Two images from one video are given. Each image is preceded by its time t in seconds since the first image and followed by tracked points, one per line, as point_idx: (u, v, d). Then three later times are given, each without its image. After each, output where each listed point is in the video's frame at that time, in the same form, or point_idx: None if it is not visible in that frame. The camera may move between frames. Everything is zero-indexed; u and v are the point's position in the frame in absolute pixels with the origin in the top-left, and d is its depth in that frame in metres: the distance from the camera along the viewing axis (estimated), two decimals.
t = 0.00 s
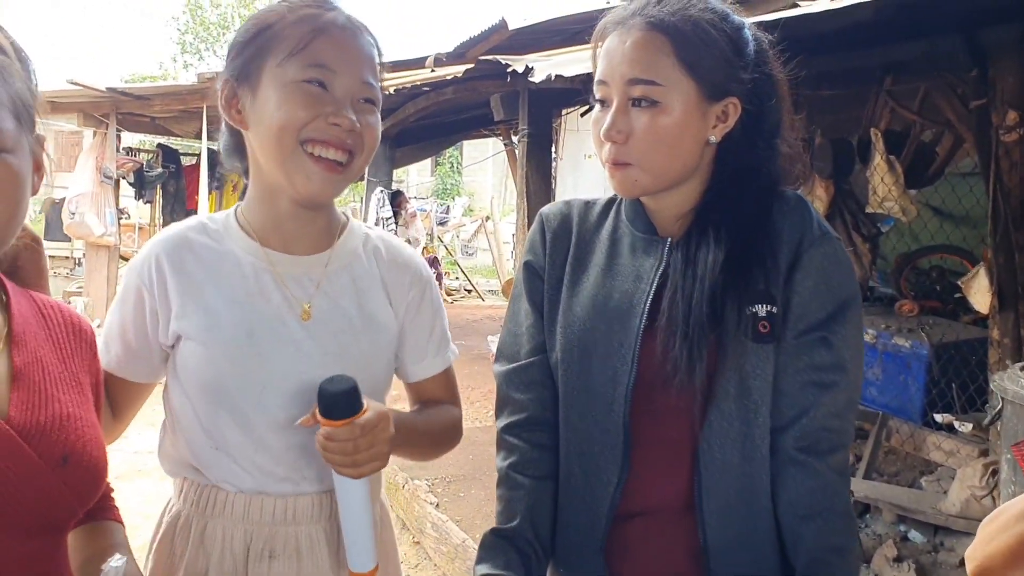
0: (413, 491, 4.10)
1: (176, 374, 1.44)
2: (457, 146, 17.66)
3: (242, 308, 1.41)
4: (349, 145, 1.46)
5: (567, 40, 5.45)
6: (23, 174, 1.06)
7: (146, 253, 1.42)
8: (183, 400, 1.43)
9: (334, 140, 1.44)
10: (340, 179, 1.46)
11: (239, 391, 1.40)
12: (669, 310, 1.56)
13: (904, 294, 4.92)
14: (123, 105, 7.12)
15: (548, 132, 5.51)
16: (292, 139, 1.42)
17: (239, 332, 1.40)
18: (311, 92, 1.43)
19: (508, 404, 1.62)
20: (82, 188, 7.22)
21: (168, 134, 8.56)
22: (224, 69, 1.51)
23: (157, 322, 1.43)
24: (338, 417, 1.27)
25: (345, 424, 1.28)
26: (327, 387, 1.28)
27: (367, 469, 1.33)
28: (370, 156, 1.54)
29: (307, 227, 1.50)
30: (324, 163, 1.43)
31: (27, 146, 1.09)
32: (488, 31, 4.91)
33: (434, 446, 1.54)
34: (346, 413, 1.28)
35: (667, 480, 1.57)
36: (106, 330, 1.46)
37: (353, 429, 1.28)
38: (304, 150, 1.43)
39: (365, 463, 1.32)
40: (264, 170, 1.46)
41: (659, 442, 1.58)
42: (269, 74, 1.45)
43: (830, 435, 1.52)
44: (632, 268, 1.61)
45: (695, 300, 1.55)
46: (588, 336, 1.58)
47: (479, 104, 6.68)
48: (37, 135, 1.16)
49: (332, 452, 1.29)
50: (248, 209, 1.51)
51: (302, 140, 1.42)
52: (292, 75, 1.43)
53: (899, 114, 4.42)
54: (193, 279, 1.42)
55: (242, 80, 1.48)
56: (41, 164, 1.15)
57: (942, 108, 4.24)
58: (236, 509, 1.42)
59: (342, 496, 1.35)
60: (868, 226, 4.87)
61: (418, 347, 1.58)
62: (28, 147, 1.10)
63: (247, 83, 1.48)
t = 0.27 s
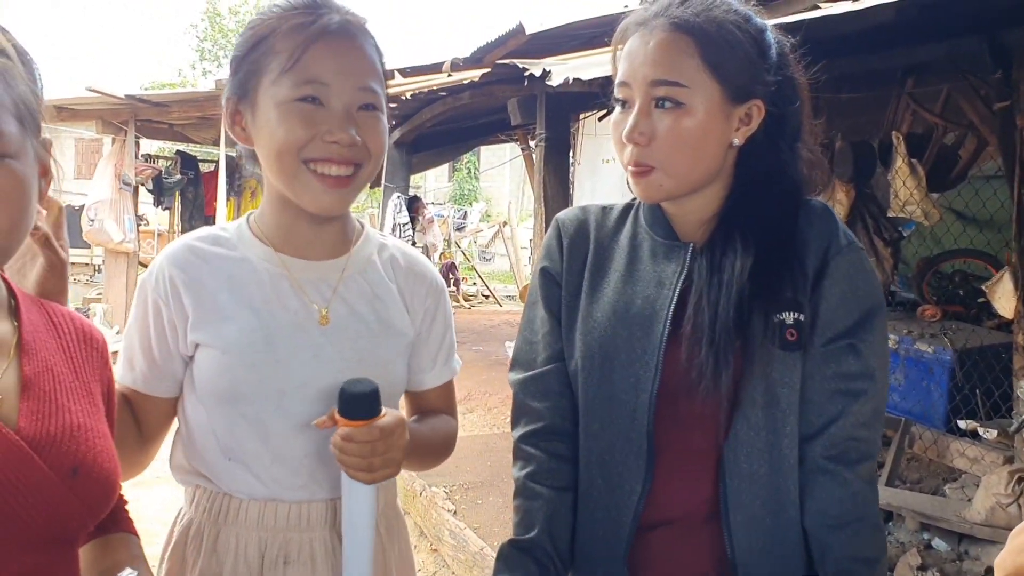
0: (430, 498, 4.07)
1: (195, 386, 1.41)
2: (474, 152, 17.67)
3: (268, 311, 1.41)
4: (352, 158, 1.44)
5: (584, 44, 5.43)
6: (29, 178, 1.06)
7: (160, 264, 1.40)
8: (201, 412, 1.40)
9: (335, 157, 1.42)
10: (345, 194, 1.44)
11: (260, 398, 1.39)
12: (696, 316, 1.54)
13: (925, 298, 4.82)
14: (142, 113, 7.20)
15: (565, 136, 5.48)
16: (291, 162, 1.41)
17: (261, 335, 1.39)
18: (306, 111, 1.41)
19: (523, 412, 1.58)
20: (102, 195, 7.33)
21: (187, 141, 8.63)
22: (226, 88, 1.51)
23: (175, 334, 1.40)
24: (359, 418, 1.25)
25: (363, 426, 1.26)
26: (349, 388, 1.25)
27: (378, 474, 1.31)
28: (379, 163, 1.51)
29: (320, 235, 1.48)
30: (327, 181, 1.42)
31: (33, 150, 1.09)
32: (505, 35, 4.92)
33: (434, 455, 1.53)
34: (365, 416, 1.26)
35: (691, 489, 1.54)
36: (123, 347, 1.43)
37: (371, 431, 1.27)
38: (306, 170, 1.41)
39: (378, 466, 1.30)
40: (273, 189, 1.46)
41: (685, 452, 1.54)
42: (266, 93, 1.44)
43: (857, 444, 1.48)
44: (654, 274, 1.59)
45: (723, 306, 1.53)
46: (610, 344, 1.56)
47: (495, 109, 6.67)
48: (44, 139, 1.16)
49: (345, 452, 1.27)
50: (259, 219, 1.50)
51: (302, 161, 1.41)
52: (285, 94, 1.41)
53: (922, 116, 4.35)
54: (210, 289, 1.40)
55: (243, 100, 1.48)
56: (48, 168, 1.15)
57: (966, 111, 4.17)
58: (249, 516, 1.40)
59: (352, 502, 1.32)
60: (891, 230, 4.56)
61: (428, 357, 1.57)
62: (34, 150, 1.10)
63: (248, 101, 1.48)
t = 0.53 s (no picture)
0: (444, 502, 4.05)
1: (202, 385, 1.40)
2: (488, 156, 17.67)
3: (273, 304, 1.40)
4: (339, 152, 1.42)
5: (598, 46, 5.42)
6: (37, 179, 1.08)
7: (167, 265, 1.40)
8: (209, 411, 1.39)
9: (321, 151, 1.40)
10: (336, 189, 1.43)
11: (265, 392, 1.37)
12: (720, 316, 1.54)
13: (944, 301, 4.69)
14: (159, 118, 7.25)
15: (579, 138, 5.46)
16: (280, 159, 1.41)
17: (266, 330, 1.38)
18: (290, 107, 1.40)
19: (535, 415, 1.56)
20: (119, 200, 7.38)
21: (203, 146, 8.68)
22: (225, 88, 1.54)
23: (181, 334, 1.39)
24: (409, 418, 1.23)
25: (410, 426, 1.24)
26: (402, 386, 1.23)
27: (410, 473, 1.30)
28: (371, 156, 1.49)
29: (319, 227, 1.48)
30: (312, 177, 1.41)
31: (42, 151, 1.11)
32: (520, 37, 4.94)
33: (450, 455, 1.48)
34: (414, 417, 1.23)
35: (710, 492, 1.52)
36: (130, 350, 1.43)
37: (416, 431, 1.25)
38: (294, 166, 1.41)
39: (413, 466, 1.28)
40: (270, 187, 1.47)
41: (705, 454, 1.53)
42: (256, 90, 1.45)
43: (877, 448, 1.46)
44: (673, 274, 1.58)
45: (749, 307, 1.54)
46: (629, 347, 1.54)
47: (509, 111, 6.66)
48: (53, 140, 1.18)
49: (387, 446, 1.25)
50: (262, 218, 1.50)
51: (290, 158, 1.41)
52: (270, 90, 1.41)
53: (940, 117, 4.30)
54: (215, 286, 1.39)
55: (237, 99, 1.49)
56: (57, 169, 1.16)
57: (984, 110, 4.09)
58: (256, 517, 1.39)
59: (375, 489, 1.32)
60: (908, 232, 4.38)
61: (437, 356, 1.55)
62: (42, 151, 1.11)
63: (242, 99, 1.49)
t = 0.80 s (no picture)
0: (451, 509, 4.02)
1: (196, 390, 1.38)
2: (497, 162, 17.68)
3: (265, 306, 1.39)
4: (335, 152, 1.41)
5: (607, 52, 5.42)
6: (35, 184, 1.08)
7: (161, 271, 1.40)
8: (202, 415, 1.37)
9: (316, 151, 1.39)
10: (332, 189, 1.41)
11: (259, 395, 1.35)
12: (734, 321, 1.52)
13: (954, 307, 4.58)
14: (167, 125, 7.29)
15: (586, 143, 5.45)
16: (275, 158, 1.40)
17: (260, 331, 1.36)
18: (286, 107, 1.40)
19: (543, 423, 1.53)
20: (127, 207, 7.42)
21: (212, 152, 8.72)
22: (224, 92, 1.54)
23: (175, 341, 1.39)
24: (451, 451, 1.16)
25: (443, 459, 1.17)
26: (458, 418, 1.14)
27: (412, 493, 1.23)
28: (368, 157, 1.48)
29: (316, 231, 1.47)
30: (307, 175, 1.39)
31: (41, 156, 1.11)
32: (527, 45, 4.93)
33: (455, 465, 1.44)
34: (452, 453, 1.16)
35: (720, 500, 1.49)
36: (124, 358, 1.42)
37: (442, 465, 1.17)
38: (290, 165, 1.40)
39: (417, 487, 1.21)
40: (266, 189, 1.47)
41: (716, 462, 1.50)
42: (253, 92, 1.44)
43: (888, 457, 1.44)
44: (685, 280, 1.56)
45: (764, 312, 1.51)
46: (640, 354, 1.52)
47: (516, 117, 6.66)
48: (52, 144, 1.18)
49: (413, 461, 1.19)
50: (259, 221, 1.49)
51: (286, 158, 1.40)
52: (266, 91, 1.40)
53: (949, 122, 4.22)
54: (209, 291, 1.38)
55: (235, 102, 1.49)
56: (56, 173, 1.17)
57: (993, 115, 4.04)
58: (257, 527, 1.36)
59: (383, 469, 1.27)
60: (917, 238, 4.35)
61: (434, 363, 1.53)
62: (41, 156, 1.11)
63: (240, 102, 1.49)
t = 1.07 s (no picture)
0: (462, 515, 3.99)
1: (200, 394, 1.37)
2: (508, 168, 17.67)
3: (270, 309, 1.38)
4: (338, 159, 1.40)
5: (617, 56, 5.41)
6: (39, 186, 1.08)
7: (167, 274, 1.39)
8: (206, 418, 1.36)
9: (320, 158, 1.39)
10: (335, 195, 1.41)
11: (264, 398, 1.34)
12: (749, 324, 1.50)
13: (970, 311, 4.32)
14: (179, 132, 7.33)
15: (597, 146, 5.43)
16: (279, 164, 1.39)
17: (264, 333, 1.35)
18: (290, 114, 1.39)
19: (554, 426, 1.52)
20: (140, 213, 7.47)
21: (224, 159, 8.76)
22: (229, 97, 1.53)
23: (180, 344, 1.38)
24: (440, 499, 1.18)
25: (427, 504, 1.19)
26: (456, 469, 1.18)
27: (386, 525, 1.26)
28: (372, 164, 1.47)
29: (321, 239, 1.46)
30: (311, 182, 1.39)
31: (46, 158, 1.11)
32: (538, 48, 4.95)
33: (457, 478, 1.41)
34: (436, 501, 1.18)
35: (734, 505, 1.47)
36: (131, 362, 1.41)
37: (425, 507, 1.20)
38: (294, 172, 1.39)
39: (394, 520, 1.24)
40: (271, 195, 1.46)
41: (730, 466, 1.48)
42: (258, 98, 1.44)
43: (907, 461, 1.41)
44: (698, 282, 1.54)
45: (780, 313, 1.50)
46: (653, 359, 1.50)
47: (527, 121, 6.65)
48: (58, 146, 1.18)
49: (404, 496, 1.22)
50: (264, 226, 1.49)
51: (290, 164, 1.39)
52: (270, 98, 1.40)
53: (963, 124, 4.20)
54: (215, 293, 1.38)
55: (240, 108, 1.49)
56: (61, 175, 1.17)
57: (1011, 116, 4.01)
58: (256, 527, 1.34)
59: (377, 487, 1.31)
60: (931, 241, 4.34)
61: (439, 369, 1.51)
62: (45, 158, 1.11)
63: (244, 108, 1.49)
